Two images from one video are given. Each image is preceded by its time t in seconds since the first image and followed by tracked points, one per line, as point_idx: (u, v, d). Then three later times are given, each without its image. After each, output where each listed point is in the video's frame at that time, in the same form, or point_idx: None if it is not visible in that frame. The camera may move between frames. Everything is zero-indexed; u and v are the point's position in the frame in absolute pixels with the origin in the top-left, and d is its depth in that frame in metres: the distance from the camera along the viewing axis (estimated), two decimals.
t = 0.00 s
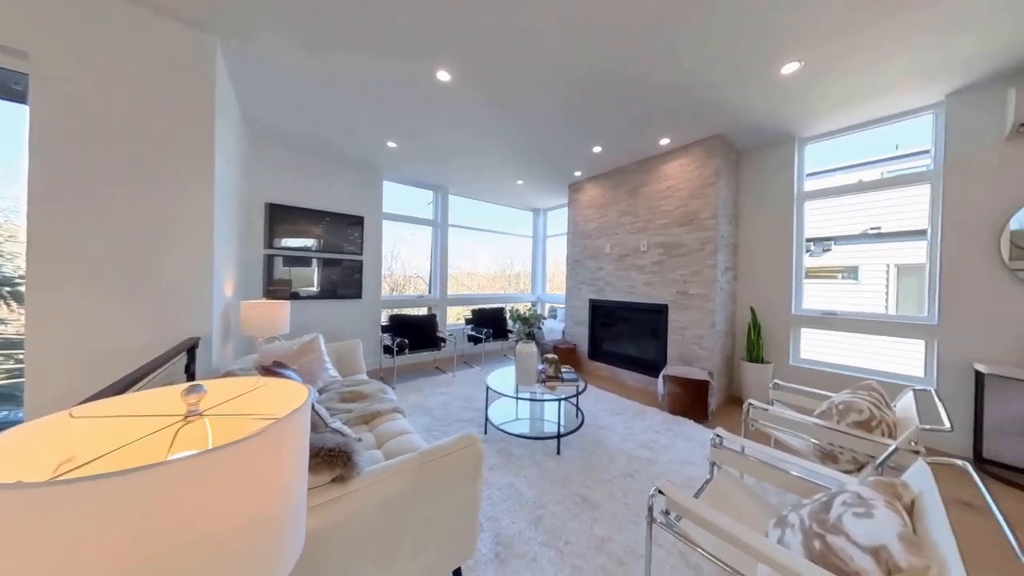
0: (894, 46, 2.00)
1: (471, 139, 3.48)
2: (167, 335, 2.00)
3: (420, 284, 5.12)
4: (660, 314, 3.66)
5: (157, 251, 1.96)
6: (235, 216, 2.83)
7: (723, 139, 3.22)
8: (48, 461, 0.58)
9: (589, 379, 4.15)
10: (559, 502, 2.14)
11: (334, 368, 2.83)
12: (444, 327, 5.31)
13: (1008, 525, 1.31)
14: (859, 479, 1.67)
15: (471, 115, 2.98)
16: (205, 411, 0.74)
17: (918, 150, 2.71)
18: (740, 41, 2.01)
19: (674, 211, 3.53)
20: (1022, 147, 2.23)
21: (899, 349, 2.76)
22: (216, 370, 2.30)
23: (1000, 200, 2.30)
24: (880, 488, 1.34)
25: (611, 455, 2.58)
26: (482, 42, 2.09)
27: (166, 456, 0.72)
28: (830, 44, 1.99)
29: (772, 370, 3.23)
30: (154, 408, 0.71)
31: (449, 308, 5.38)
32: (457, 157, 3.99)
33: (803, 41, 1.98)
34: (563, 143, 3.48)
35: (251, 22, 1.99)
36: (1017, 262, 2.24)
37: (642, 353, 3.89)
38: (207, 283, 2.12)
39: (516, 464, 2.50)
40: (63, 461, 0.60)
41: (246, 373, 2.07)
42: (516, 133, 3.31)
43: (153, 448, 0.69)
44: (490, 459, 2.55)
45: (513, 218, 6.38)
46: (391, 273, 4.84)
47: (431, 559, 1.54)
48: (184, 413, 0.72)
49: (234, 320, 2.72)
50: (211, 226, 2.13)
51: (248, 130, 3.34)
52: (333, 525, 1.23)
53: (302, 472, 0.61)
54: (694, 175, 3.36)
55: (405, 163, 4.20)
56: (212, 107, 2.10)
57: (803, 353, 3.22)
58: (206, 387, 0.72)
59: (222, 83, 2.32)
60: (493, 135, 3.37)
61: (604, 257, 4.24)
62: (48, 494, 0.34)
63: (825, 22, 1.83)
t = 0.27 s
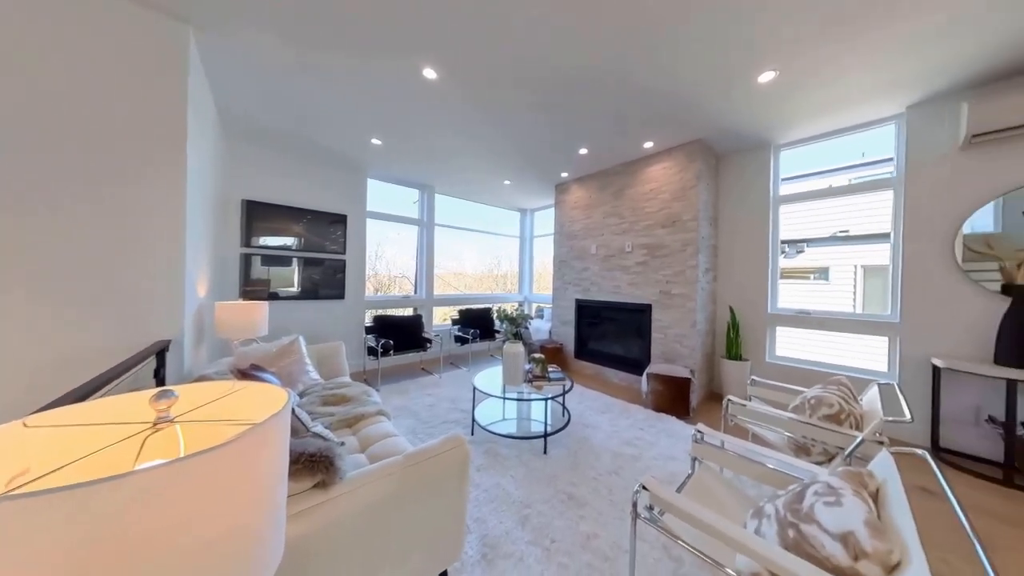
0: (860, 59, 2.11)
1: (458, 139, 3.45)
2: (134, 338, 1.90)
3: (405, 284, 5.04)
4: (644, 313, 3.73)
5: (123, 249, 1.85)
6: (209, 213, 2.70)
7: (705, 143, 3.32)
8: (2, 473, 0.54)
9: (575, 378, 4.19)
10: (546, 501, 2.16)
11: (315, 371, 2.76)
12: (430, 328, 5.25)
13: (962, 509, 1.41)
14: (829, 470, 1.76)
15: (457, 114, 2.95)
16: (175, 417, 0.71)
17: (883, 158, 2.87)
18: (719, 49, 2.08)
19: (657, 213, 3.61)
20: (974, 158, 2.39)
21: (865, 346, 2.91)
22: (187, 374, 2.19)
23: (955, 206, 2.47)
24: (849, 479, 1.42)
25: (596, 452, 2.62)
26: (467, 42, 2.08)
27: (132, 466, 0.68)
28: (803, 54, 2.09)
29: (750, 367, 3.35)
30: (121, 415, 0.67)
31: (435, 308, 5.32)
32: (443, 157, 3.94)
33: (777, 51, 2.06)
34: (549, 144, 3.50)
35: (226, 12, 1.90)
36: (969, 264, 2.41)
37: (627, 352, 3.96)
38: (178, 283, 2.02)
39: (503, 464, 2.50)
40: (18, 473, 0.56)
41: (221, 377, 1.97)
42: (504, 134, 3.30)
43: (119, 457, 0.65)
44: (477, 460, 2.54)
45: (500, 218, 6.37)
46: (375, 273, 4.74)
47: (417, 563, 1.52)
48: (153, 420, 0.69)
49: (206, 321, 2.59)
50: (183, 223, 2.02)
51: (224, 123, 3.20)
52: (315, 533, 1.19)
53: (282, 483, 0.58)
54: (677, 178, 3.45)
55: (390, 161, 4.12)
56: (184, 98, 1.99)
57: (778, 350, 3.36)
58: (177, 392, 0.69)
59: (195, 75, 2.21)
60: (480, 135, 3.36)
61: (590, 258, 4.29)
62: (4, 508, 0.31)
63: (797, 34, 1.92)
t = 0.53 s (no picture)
0: (828, 69, 2.23)
1: (444, 138, 3.42)
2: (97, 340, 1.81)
3: (390, 284, 4.95)
4: (628, 312, 3.81)
5: (85, 246, 1.76)
6: (180, 209, 2.57)
7: (687, 147, 3.42)
8: None
9: (562, 377, 4.23)
10: (532, 500, 2.17)
11: (296, 374, 2.68)
12: (416, 329, 5.17)
13: (921, 496, 1.51)
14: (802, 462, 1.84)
15: (443, 113, 2.93)
16: (143, 424, 0.67)
17: (851, 165, 3.02)
18: (699, 54, 2.15)
19: (642, 214, 3.69)
20: (930, 166, 2.56)
21: (834, 343, 3.07)
22: (157, 379, 2.08)
23: (914, 211, 2.63)
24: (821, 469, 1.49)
25: (582, 451, 2.65)
26: (452, 40, 2.07)
27: (94, 477, 0.63)
28: (777, 62, 2.18)
29: (728, 364, 3.47)
30: (84, 420, 0.63)
31: (420, 309, 5.24)
32: (430, 155, 3.90)
33: (754, 57, 2.15)
34: (536, 145, 3.52)
35: None
36: (926, 266, 2.57)
37: (612, 351, 4.02)
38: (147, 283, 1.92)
39: (490, 465, 2.49)
40: None
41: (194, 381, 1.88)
42: (491, 133, 3.30)
43: (82, 467, 0.61)
44: (463, 461, 2.53)
45: (487, 218, 6.35)
46: (358, 273, 4.63)
47: (402, 568, 1.49)
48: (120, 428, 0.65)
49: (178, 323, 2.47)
50: (152, 219, 1.92)
51: (197, 115, 3.06)
52: (296, 541, 1.16)
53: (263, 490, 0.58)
54: (660, 180, 3.54)
55: (375, 159, 4.03)
56: (156, 87, 1.89)
57: (755, 348, 3.50)
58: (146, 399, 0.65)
59: (165, 64, 2.11)
60: (467, 134, 3.34)
61: (577, 258, 4.34)
62: None
63: (773, 41, 2.00)
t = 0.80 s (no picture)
0: (798, 80, 2.36)
1: (428, 136, 3.37)
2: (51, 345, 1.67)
3: (371, 284, 4.83)
4: (611, 312, 3.88)
5: (36, 242, 1.62)
6: (144, 204, 2.41)
7: (667, 151, 3.52)
8: None
9: (547, 377, 4.25)
10: (518, 500, 2.17)
11: (271, 378, 2.58)
12: (399, 330, 5.07)
13: (880, 481, 1.61)
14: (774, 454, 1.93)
15: (427, 111, 2.90)
16: (100, 435, 0.63)
17: (818, 172, 3.20)
18: (679, 61, 2.22)
19: (624, 216, 3.77)
20: (887, 174, 2.75)
21: (802, 340, 3.24)
22: (116, 386, 1.94)
23: (873, 215, 2.82)
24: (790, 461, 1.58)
25: (567, 449, 2.68)
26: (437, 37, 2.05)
27: (45, 494, 0.58)
28: (751, 71, 2.28)
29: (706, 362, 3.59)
30: (33, 432, 0.58)
31: (403, 309, 5.15)
32: (413, 153, 3.83)
33: (729, 66, 2.24)
34: (522, 146, 3.54)
35: None
36: (884, 267, 2.76)
37: (595, 350, 4.09)
38: (108, 283, 1.79)
39: (475, 466, 2.48)
40: None
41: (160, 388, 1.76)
42: (476, 133, 3.28)
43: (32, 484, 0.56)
44: (447, 463, 2.51)
45: (472, 218, 6.31)
46: (338, 273, 4.48)
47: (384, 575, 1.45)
48: (73, 439, 0.60)
49: (139, 325, 2.30)
50: (112, 214, 1.79)
51: (162, 105, 2.88)
52: (272, 552, 1.10)
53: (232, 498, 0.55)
54: (642, 183, 3.63)
55: (356, 155, 3.92)
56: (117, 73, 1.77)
57: (730, 345, 3.64)
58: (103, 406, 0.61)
59: (128, 48, 1.98)
60: (452, 133, 3.30)
61: (561, 258, 4.38)
62: None
63: (747, 51, 2.10)
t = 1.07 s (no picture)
0: (773, 89, 2.46)
1: (414, 134, 3.32)
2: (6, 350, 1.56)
3: (355, 284, 4.73)
4: (596, 311, 3.94)
5: None
6: (108, 199, 2.27)
7: (651, 154, 3.60)
8: None
9: (534, 376, 4.27)
10: (504, 501, 2.17)
11: (248, 381, 2.49)
12: (384, 331, 4.98)
13: (848, 471, 1.70)
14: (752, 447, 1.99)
15: (414, 109, 2.85)
16: (59, 444, 0.59)
17: (792, 177, 3.34)
18: (663, 66, 2.27)
19: (610, 217, 3.83)
20: (855, 180, 2.91)
21: (777, 338, 3.38)
22: (77, 391, 1.82)
23: (842, 219, 2.97)
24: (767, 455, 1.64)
25: (553, 448, 2.70)
26: (423, 33, 2.03)
27: None
28: (730, 79, 2.37)
29: (688, 360, 3.70)
30: None
31: (388, 310, 5.05)
32: (399, 151, 3.77)
33: (710, 73, 2.32)
34: (509, 146, 3.54)
35: None
36: (852, 267, 2.91)
37: (581, 349, 4.13)
38: (70, 282, 1.68)
39: (462, 468, 2.46)
40: None
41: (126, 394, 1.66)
42: (464, 132, 3.26)
43: None
44: (434, 465, 2.48)
45: (459, 217, 6.27)
46: (320, 273, 4.35)
47: None
48: (30, 451, 0.56)
49: (103, 327, 2.17)
50: (71, 208, 1.67)
51: (129, 94, 2.72)
52: (250, 563, 1.05)
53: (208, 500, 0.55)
54: (626, 185, 3.70)
55: (340, 152, 3.82)
56: (78, 58, 1.66)
57: (710, 344, 3.76)
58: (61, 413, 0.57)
59: (91, 33, 1.86)
60: (439, 132, 3.27)
61: (548, 258, 4.41)
62: None
63: (726, 59, 2.17)
